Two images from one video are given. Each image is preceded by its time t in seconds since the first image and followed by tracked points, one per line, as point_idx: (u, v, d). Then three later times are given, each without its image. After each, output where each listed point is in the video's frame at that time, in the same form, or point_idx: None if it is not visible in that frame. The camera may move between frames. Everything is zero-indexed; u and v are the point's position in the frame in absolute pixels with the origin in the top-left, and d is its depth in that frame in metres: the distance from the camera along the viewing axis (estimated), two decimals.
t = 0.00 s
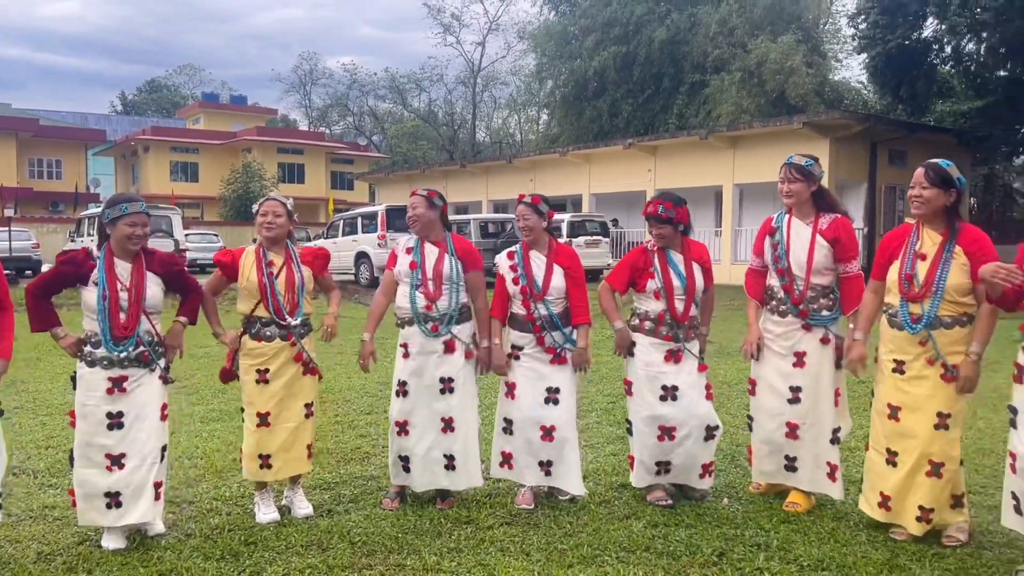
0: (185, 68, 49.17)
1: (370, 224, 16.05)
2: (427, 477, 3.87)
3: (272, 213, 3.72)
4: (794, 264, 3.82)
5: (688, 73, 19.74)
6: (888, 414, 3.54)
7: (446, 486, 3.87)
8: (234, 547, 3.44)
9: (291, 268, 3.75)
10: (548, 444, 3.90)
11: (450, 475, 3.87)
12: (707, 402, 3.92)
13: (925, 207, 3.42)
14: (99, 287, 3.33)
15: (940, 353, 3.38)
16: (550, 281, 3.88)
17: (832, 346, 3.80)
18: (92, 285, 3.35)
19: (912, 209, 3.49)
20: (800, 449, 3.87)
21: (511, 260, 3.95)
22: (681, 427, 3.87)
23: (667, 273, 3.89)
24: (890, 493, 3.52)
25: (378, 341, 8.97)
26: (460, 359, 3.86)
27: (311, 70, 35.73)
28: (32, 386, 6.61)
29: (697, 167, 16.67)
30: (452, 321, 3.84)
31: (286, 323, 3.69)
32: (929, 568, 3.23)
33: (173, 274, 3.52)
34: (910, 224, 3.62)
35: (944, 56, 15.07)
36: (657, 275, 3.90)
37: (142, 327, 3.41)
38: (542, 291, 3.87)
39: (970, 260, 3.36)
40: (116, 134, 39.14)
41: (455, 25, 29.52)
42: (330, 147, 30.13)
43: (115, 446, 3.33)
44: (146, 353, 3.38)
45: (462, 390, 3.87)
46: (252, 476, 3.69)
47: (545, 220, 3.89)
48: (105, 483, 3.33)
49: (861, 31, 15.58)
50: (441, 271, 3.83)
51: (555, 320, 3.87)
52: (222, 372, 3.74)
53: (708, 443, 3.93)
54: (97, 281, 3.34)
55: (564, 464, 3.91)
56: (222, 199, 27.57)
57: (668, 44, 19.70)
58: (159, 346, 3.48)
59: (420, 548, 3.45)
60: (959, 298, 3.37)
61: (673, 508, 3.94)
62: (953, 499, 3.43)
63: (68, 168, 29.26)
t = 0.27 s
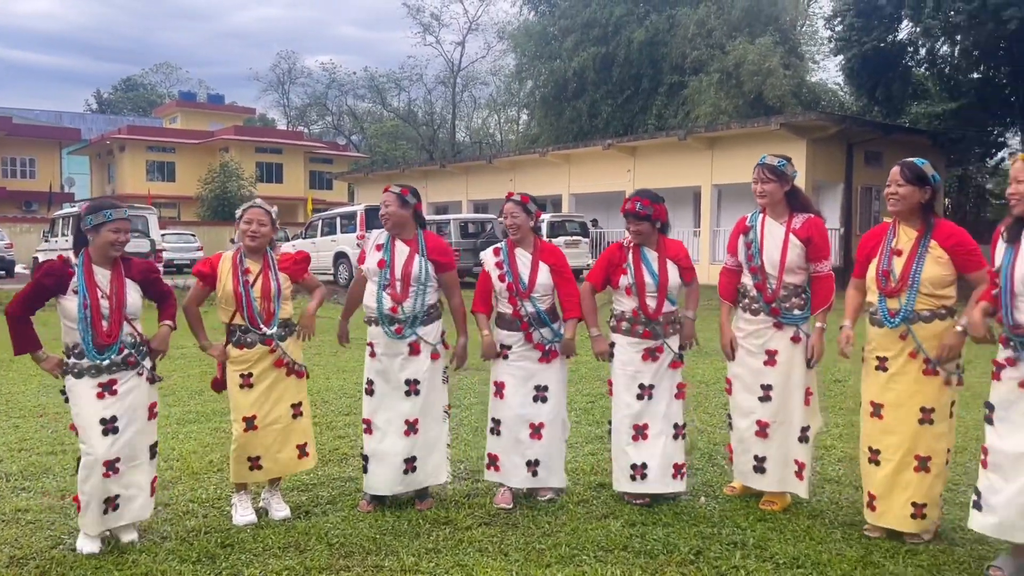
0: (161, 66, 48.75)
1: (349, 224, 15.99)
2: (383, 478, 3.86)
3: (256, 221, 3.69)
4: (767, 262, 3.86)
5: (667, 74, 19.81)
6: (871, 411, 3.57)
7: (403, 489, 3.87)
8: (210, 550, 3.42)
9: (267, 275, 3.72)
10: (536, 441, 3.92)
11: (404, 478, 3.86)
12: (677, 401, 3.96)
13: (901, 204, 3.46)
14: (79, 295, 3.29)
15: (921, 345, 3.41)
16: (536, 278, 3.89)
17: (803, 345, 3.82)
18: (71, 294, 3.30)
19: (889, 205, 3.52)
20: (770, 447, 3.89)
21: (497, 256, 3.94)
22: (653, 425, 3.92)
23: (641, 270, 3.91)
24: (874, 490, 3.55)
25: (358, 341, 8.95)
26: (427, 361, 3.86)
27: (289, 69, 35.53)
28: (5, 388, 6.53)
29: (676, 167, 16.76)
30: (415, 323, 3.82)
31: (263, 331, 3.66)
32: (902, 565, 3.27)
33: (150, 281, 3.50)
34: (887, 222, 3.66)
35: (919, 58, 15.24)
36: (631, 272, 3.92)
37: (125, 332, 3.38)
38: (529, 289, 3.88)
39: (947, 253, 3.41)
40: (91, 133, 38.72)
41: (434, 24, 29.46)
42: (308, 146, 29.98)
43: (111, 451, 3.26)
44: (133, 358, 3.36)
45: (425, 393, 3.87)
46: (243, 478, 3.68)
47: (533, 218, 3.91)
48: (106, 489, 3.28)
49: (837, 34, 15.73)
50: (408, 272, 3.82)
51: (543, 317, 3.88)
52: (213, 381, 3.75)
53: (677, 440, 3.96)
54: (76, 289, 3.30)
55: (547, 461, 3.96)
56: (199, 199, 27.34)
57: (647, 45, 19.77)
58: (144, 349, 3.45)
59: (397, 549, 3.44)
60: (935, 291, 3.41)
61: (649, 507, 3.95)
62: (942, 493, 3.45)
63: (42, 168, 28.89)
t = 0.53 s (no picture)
0: (136, 64, 48.28)
1: (327, 223, 15.92)
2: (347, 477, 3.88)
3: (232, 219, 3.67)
4: (740, 262, 3.89)
5: (645, 74, 19.88)
6: (850, 409, 3.60)
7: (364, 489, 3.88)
8: (185, 552, 3.39)
9: (244, 272, 3.68)
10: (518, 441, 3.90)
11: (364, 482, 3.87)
12: (654, 400, 3.96)
13: (878, 208, 3.49)
14: (54, 295, 3.26)
15: (899, 347, 3.45)
16: (518, 284, 3.90)
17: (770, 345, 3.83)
18: (45, 294, 3.27)
19: (868, 208, 3.55)
20: (745, 445, 3.91)
21: (479, 260, 3.93)
22: (633, 421, 3.89)
23: (615, 272, 3.93)
24: (858, 486, 3.59)
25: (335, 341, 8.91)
26: (390, 367, 3.84)
27: (267, 67, 35.34)
28: None
29: (655, 167, 16.84)
30: (381, 329, 3.80)
31: (238, 329, 3.64)
32: (875, 561, 3.30)
33: (127, 281, 3.47)
34: (868, 224, 3.68)
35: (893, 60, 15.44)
36: (605, 274, 3.95)
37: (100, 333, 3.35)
38: (511, 295, 3.89)
39: (924, 256, 3.44)
40: (65, 131, 38.26)
41: (413, 23, 29.40)
42: (286, 145, 29.81)
43: (87, 450, 3.23)
44: (109, 361, 3.35)
45: (388, 397, 3.85)
46: (216, 479, 3.67)
47: (520, 221, 3.92)
48: (82, 490, 3.24)
49: (813, 35, 15.88)
50: (378, 276, 3.82)
51: (524, 321, 3.89)
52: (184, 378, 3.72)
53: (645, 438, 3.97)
54: (51, 290, 3.26)
55: (521, 460, 3.97)
56: (176, 198, 27.10)
57: (625, 45, 19.84)
58: (118, 349, 3.43)
59: (375, 549, 3.43)
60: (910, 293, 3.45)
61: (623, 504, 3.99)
62: (929, 491, 3.45)
63: (15, 166, 28.50)
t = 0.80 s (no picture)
0: (108, 61, 47.69)
1: (302, 222, 15.83)
2: (332, 475, 3.83)
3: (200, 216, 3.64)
4: (713, 258, 3.91)
5: (621, 74, 19.93)
6: (822, 402, 3.68)
7: (345, 487, 3.84)
8: (154, 554, 3.36)
9: (217, 271, 3.67)
10: (486, 442, 3.92)
11: (350, 477, 3.84)
12: (620, 398, 4.00)
13: (851, 201, 3.53)
14: (8, 287, 3.21)
15: (863, 341, 3.50)
16: (493, 275, 3.90)
17: (745, 340, 3.88)
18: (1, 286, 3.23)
19: (839, 202, 3.59)
20: (715, 442, 3.94)
21: (454, 252, 3.94)
22: (594, 419, 3.96)
23: (585, 268, 3.95)
24: (835, 478, 3.67)
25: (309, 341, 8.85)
26: (375, 360, 3.85)
27: (241, 65, 35.05)
28: None
29: (630, 166, 16.91)
30: (363, 321, 3.80)
31: (208, 328, 3.62)
32: (845, 556, 3.34)
33: (90, 278, 3.41)
34: (839, 216, 3.72)
35: (865, 61, 15.65)
36: (576, 270, 3.96)
37: (55, 330, 3.29)
38: (486, 285, 3.89)
39: (892, 247, 3.49)
40: (35, 129, 37.70)
41: (389, 22, 29.30)
42: (261, 143, 29.58)
43: (26, 451, 3.19)
44: (59, 359, 3.28)
45: (373, 391, 3.86)
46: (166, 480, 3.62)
47: (492, 214, 3.92)
48: (18, 492, 3.20)
49: (787, 36, 16.04)
50: (357, 270, 3.80)
51: (498, 314, 3.89)
52: (136, 375, 3.56)
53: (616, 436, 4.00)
54: (5, 281, 3.22)
55: (500, 464, 3.93)
56: (148, 196, 26.79)
57: (601, 45, 19.91)
58: (73, 349, 3.36)
59: (348, 549, 3.42)
60: (878, 285, 3.49)
61: (591, 499, 4.03)
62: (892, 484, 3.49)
63: None
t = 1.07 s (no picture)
0: (76, 57, 46.99)
1: (275, 220, 15.71)
2: (331, 476, 3.80)
3: (170, 216, 3.60)
4: (686, 256, 3.94)
5: (596, 73, 19.97)
6: (784, 396, 3.71)
7: (349, 485, 3.84)
8: (122, 556, 3.32)
9: (188, 271, 3.64)
10: (449, 446, 3.90)
11: (350, 475, 3.83)
12: (591, 396, 3.99)
13: (819, 202, 3.56)
14: None
15: (826, 341, 3.54)
16: (460, 280, 3.88)
17: (719, 337, 3.91)
18: None
19: (808, 203, 3.62)
20: (688, 438, 3.96)
21: (423, 257, 3.92)
22: (564, 419, 3.97)
23: (550, 270, 3.96)
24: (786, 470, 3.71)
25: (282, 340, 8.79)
26: (365, 357, 3.85)
27: (213, 61, 34.70)
28: None
29: (605, 165, 16.96)
30: (355, 319, 3.79)
31: (180, 329, 3.58)
32: (814, 551, 3.37)
33: (47, 286, 3.39)
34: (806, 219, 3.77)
35: (837, 60, 15.84)
36: (541, 272, 3.98)
37: (10, 336, 3.24)
38: (453, 291, 3.87)
39: (857, 249, 3.54)
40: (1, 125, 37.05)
41: (364, 19, 29.17)
42: (234, 141, 29.31)
43: None
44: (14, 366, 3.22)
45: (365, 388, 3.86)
46: (124, 482, 3.55)
47: (462, 215, 3.92)
48: None
49: (760, 35, 16.19)
50: (342, 269, 3.79)
51: (464, 321, 3.89)
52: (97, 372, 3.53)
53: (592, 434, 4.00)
54: None
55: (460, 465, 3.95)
56: (118, 194, 26.43)
57: (576, 44, 19.95)
58: (27, 357, 3.30)
59: (319, 549, 3.40)
60: (844, 286, 3.54)
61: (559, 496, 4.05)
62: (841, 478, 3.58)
63: None
